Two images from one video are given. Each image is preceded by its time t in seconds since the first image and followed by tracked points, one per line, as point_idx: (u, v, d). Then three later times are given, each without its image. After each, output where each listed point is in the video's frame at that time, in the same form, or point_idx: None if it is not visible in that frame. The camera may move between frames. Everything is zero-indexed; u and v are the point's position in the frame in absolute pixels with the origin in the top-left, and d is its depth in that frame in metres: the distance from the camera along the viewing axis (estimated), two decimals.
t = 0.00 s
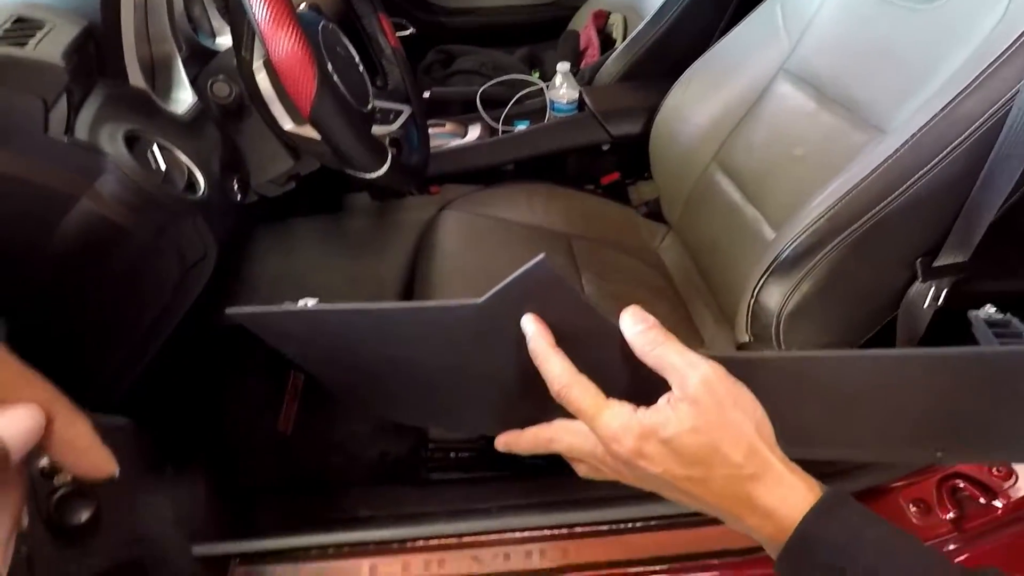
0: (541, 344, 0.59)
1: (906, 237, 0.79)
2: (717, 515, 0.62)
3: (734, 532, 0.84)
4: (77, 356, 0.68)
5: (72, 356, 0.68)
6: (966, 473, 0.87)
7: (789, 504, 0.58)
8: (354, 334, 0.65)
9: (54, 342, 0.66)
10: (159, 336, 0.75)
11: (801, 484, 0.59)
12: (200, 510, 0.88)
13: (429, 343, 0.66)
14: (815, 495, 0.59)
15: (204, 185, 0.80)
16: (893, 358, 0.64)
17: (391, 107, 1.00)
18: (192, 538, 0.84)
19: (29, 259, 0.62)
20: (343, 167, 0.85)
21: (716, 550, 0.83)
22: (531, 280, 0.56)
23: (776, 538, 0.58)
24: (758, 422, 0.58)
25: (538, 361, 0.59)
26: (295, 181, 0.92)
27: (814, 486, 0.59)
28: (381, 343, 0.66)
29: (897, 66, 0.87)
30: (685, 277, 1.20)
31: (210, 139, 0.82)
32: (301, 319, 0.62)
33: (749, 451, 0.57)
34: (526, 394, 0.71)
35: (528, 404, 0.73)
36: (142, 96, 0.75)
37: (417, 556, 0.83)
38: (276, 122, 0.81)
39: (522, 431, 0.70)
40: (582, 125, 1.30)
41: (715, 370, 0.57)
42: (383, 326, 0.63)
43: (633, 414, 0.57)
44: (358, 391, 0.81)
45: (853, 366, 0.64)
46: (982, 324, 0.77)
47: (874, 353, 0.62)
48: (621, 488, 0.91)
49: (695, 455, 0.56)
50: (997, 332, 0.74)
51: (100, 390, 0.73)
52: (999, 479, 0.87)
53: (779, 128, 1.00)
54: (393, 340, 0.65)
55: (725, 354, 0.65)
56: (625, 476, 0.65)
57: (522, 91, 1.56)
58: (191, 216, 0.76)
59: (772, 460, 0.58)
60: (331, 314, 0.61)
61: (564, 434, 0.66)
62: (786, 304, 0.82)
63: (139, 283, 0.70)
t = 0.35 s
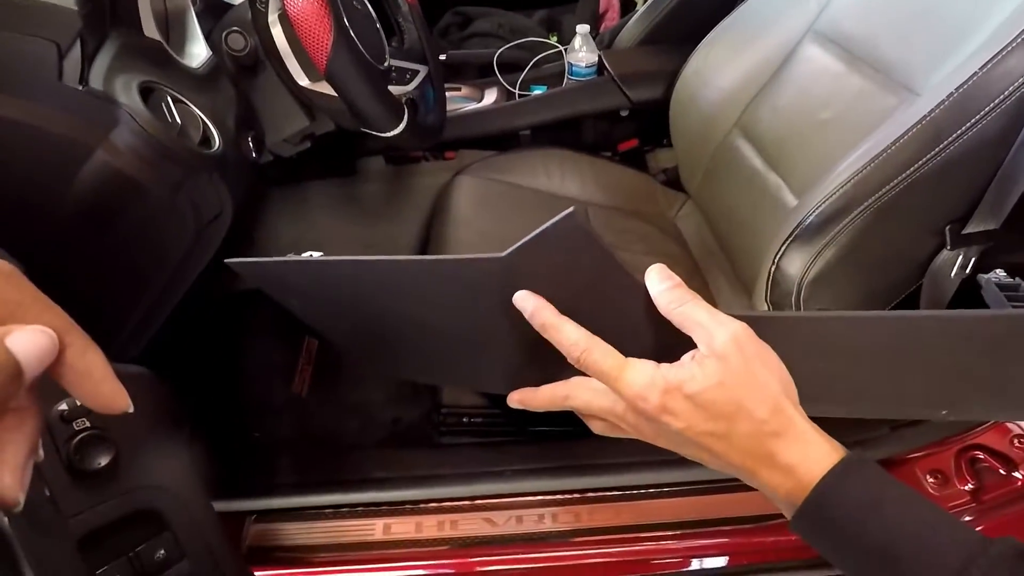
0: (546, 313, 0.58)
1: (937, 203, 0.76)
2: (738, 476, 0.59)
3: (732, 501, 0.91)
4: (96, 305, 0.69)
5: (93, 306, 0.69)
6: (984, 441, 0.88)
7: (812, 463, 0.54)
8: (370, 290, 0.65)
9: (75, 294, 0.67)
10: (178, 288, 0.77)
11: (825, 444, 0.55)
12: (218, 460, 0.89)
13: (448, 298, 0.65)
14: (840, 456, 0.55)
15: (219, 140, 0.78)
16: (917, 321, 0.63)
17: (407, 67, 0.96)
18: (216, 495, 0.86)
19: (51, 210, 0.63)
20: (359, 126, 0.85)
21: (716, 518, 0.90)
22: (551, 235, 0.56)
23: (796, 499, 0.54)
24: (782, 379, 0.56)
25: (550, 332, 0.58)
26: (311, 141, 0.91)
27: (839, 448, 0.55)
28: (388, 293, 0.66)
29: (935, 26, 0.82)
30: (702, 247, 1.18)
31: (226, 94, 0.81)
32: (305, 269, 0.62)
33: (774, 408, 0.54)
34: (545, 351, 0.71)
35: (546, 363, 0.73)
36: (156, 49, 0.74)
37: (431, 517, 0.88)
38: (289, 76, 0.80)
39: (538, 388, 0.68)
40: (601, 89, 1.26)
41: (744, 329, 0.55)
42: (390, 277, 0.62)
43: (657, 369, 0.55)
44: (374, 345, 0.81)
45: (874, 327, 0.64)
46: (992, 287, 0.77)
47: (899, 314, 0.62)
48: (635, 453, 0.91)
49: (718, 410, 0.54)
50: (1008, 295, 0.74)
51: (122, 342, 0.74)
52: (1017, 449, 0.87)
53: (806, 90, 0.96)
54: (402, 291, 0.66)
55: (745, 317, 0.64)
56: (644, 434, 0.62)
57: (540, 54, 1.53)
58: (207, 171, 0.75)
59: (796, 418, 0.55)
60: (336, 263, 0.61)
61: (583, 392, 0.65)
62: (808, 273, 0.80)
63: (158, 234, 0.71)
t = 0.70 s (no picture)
0: (564, 277, 0.58)
1: (951, 185, 0.75)
2: (741, 446, 0.60)
3: (741, 487, 0.92)
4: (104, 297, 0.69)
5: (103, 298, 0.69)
6: (1001, 425, 0.87)
7: (813, 430, 0.55)
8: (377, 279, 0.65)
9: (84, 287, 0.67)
10: (185, 278, 0.77)
11: (827, 413, 0.55)
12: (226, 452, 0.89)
13: (456, 284, 0.65)
14: (841, 424, 0.55)
15: (224, 130, 0.78)
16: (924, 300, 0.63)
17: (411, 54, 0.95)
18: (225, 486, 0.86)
19: (57, 202, 0.64)
20: (364, 114, 0.85)
21: (724, 504, 0.91)
22: (559, 222, 0.55)
23: (798, 467, 0.55)
24: (783, 349, 0.56)
25: (562, 296, 0.58)
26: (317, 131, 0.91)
27: (840, 416, 0.56)
28: (394, 280, 0.66)
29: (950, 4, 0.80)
30: (711, 234, 1.17)
31: (230, 85, 0.81)
32: (308, 258, 0.61)
33: (776, 378, 0.55)
34: (553, 335, 0.71)
35: (553, 346, 0.73)
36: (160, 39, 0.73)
37: (441, 506, 0.88)
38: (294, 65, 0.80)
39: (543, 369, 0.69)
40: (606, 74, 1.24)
41: (744, 302, 0.56)
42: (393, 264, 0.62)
43: (661, 343, 0.56)
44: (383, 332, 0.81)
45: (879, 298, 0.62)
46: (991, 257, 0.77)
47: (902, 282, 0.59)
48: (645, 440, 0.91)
49: (720, 380, 0.55)
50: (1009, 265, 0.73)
51: (130, 334, 0.75)
52: None
53: (815, 72, 0.95)
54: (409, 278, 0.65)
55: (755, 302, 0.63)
56: (648, 409, 0.63)
57: (545, 41, 1.51)
58: (213, 162, 0.75)
59: (797, 388, 0.56)
60: (339, 253, 0.60)
61: (587, 370, 0.65)
62: (818, 258, 0.79)
63: (164, 224, 0.71)
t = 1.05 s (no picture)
0: (558, 253, 0.58)
1: (964, 173, 0.74)
2: (735, 421, 0.60)
3: (749, 479, 0.91)
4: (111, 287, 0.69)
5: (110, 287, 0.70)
6: (1011, 417, 0.87)
7: (805, 404, 0.54)
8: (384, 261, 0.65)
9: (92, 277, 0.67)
10: (193, 269, 0.78)
11: (820, 385, 0.55)
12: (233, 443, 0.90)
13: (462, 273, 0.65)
14: (833, 396, 0.55)
15: (230, 121, 0.78)
16: (928, 282, 0.62)
17: (416, 44, 0.96)
18: (233, 475, 0.87)
19: (64, 195, 0.64)
20: (371, 104, 0.84)
21: (734, 493, 0.91)
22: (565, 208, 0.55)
23: (790, 439, 0.55)
24: (776, 324, 0.56)
25: (557, 273, 0.58)
26: (323, 121, 0.91)
27: (833, 389, 0.56)
28: (394, 256, 0.65)
29: None
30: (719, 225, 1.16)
31: (235, 75, 0.80)
32: (304, 236, 0.62)
33: (768, 351, 0.55)
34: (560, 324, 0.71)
35: (560, 334, 0.73)
36: (165, 29, 0.73)
37: (448, 497, 0.88)
38: (300, 56, 0.79)
39: (540, 348, 0.69)
40: (613, 63, 1.23)
41: (735, 277, 0.55)
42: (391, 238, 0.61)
43: (654, 319, 0.56)
44: (390, 322, 0.81)
45: (874, 271, 0.61)
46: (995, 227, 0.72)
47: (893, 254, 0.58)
48: (652, 431, 0.91)
49: (711, 354, 0.55)
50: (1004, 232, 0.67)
51: (139, 324, 0.75)
52: None
53: (825, 60, 0.93)
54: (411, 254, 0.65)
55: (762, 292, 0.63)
56: (644, 386, 0.63)
57: (552, 31, 1.50)
58: (218, 152, 0.75)
59: (789, 360, 0.56)
60: (336, 230, 0.59)
61: (581, 348, 0.65)
62: (827, 249, 0.78)
63: (169, 215, 0.72)
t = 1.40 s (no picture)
0: (552, 246, 0.59)
1: (975, 169, 0.73)
2: (728, 410, 0.60)
3: (754, 476, 0.91)
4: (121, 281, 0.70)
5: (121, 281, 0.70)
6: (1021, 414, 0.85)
7: (796, 391, 0.54)
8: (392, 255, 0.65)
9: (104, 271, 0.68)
10: (203, 262, 0.78)
11: (810, 372, 0.55)
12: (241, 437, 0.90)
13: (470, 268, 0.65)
14: (825, 383, 0.54)
15: (239, 116, 0.78)
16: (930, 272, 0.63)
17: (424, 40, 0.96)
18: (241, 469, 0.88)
19: (76, 186, 0.65)
20: (379, 100, 0.84)
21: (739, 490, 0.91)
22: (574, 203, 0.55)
23: (782, 427, 0.55)
24: (767, 311, 0.56)
25: (549, 264, 0.59)
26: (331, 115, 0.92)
27: (824, 375, 0.55)
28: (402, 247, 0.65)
29: None
30: (728, 223, 1.16)
31: (244, 69, 0.81)
32: (311, 226, 0.62)
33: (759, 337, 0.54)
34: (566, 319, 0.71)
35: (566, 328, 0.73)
36: (175, 24, 0.73)
37: (454, 492, 0.88)
38: (310, 52, 0.80)
39: (534, 336, 0.69)
40: (622, 58, 1.23)
41: (726, 265, 0.55)
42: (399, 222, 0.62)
43: (645, 309, 0.56)
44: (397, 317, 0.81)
45: (875, 261, 0.61)
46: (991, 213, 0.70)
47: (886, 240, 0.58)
48: (658, 428, 0.92)
49: (701, 343, 0.54)
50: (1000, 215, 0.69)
51: (149, 317, 0.76)
52: None
53: (834, 55, 0.93)
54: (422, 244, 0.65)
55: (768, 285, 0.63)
56: (637, 376, 0.63)
57: (558, 26, 1.49)
58: (228, 146, 0.75)
59: (781, 348, 0.55)
60: (343, 218, 0.60)
61: (573, 339, 0.65)
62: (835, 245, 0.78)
63: (181, 209, 0.72)
